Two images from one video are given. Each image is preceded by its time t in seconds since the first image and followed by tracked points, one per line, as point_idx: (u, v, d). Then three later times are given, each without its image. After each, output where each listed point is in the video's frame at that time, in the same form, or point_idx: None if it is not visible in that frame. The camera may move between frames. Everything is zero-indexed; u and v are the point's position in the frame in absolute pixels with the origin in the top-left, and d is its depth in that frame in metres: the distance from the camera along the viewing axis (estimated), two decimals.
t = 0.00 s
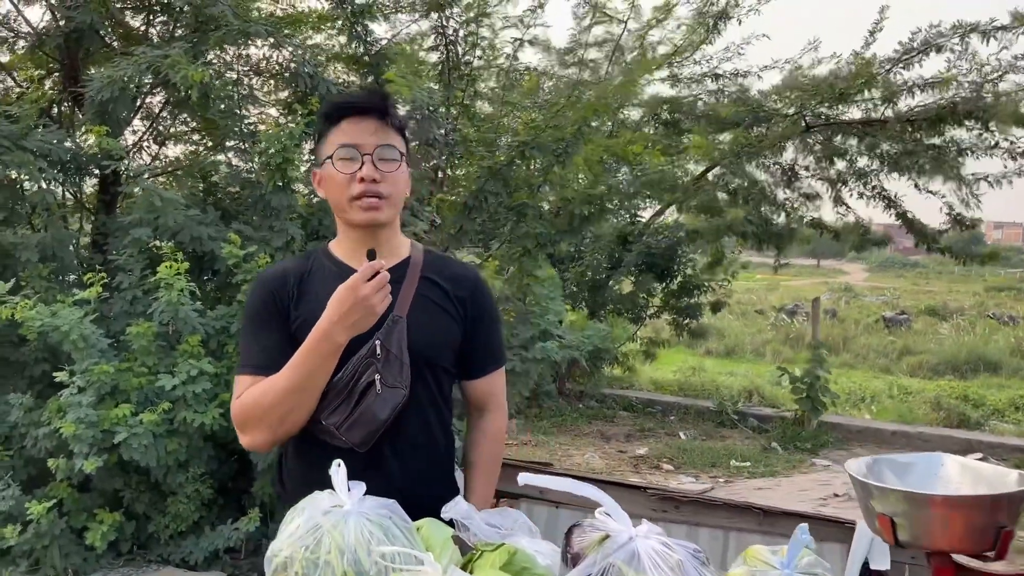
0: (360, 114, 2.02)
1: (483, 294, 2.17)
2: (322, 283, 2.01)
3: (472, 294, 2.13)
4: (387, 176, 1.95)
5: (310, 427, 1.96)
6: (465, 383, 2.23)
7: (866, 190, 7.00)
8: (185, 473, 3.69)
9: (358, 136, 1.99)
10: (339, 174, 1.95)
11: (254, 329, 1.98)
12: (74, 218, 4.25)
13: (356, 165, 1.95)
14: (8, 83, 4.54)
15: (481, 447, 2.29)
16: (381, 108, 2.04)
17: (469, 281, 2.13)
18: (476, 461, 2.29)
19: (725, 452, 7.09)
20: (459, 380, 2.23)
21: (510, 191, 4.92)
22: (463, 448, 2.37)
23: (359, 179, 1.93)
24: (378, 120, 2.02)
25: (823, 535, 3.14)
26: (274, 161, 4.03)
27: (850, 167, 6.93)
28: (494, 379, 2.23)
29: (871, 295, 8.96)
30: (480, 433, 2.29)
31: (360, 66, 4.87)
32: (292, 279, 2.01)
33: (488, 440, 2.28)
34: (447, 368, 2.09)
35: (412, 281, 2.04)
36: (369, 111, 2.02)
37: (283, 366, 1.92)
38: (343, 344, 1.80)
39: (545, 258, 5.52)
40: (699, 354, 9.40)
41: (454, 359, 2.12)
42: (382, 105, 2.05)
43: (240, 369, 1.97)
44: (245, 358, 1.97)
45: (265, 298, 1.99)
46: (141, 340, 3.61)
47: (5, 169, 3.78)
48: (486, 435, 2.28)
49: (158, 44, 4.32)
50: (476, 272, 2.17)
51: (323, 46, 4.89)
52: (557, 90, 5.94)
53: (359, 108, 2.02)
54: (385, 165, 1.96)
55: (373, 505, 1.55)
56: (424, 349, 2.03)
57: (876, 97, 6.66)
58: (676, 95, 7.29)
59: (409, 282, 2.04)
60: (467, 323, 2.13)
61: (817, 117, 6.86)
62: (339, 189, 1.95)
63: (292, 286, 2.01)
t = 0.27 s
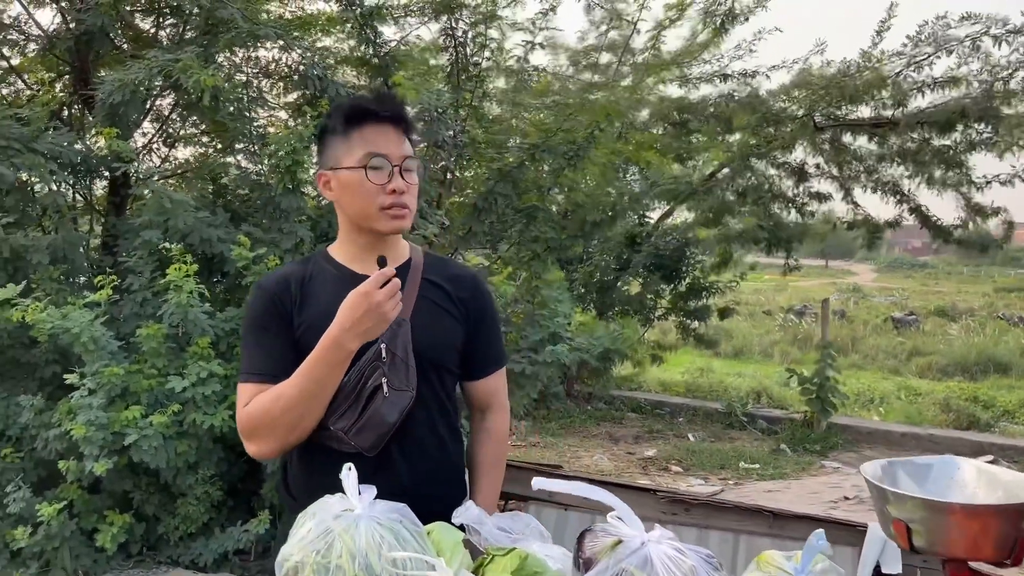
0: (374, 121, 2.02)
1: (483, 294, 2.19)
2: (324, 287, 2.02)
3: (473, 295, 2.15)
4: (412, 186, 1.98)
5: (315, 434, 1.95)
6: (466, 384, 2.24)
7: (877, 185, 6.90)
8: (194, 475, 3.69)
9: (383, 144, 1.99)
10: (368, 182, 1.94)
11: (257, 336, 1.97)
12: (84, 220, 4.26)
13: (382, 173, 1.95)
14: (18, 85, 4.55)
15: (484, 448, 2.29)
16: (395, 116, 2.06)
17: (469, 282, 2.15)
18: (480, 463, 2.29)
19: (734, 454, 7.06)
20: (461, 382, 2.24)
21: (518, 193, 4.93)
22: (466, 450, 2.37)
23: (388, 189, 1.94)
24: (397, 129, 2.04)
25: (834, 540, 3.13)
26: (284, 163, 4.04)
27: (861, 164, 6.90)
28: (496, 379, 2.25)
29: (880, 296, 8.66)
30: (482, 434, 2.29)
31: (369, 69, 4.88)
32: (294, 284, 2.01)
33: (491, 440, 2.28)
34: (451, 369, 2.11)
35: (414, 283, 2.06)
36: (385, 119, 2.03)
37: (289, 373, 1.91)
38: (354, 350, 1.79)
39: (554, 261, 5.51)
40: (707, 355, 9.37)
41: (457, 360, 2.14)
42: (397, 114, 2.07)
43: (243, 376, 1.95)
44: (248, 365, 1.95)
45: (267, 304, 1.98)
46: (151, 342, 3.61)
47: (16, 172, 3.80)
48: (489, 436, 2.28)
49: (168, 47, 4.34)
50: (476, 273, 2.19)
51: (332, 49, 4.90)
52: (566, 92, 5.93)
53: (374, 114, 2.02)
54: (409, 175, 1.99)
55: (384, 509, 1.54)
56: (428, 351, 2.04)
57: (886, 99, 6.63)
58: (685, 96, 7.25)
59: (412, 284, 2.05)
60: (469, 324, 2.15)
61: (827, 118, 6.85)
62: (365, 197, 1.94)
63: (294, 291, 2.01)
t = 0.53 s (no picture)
0: (384, 127, 2.03)
1: (489, 295, 2.20)
2: (332, 290, 2.03)
3: (479, 296, 2.16)
4: (422, 193, 1.99)
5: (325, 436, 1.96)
6: (473, 385, 2.25)
7: (887, 182, 6.94)
8: (205, 475, 3.71)
9: (393, 150, 1.99)
10: (380, 189, 1.94)
11: (267, 339, 1.97)
12: (95, 222, 4.29)
13: (393, 180, 1.96)
14: (31, 88, 4.56)
15: (490, 447, 2.30)
16: (404, 122, 2.07)
17: (475, 283, 2.17)
18: (488, 463, 2.29)
19: (743, 455, 7.04)
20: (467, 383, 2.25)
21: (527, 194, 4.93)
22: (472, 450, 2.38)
23: (399, 196, 1.95)
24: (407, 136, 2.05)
25: (844, 542, 3.12)
26: (293, 165, 4.05)
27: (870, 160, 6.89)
28: (502, 379, 2.26)
29: (890, 296, 9.12)
30: (488, 434, 2.30)
31: (379, 71, 4.90)
32: (302, 287, 2.02)
33: (498, 440, 2.29)
34: (459, 370, 2.12)
35: (422, 285, 2.07)
36: (395, 125, 2.04)
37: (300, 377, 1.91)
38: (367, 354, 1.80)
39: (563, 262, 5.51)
40: (717, 356, 9.36)
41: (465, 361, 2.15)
42: (407, 119, 2.07)
43: (253, 380, 1.95)
44: (258, 369, 1.96)
45: (276, 307, 1.99)
46: (162, 343, 3.63)
47: (29, 174, 3.83)
48: (496, 436, 2.29)
49: (179, 51, 4.37)
50: (481, 274, 2.20)
51: (342, 51, 4.91)
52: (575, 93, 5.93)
53: (384, 120, 2.03)
54: (420, 182, 2.00)
55: (393, 511, 1.55)
56: (437, 353, 2.05)
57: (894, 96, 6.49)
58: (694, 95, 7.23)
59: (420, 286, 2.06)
60: (476, 325, 2.16)
61: (836, 117, 6.75)
62: (376, 203, 1.95)
63: (303, 294, 2.01)
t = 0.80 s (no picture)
0: (389, 127, 2.03)
1: (493, 293, 2.20)
2: (337, 289, 2.03)
3: (484, 294, 2.16)
4: (426, 193, 1.99)
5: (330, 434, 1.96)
6: (478, 383, 2.25)
7: (898, 181, 6.85)
8: (212, 475, 3.73)
9: (398, 149, 2.00)
10: (386, 188, 1.94)
11: (272, 338, 1.97)
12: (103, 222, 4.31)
13: (398, 179, 1.96)
14: (39, 89, 4.58)
15: (496, 445, 2.30)
16: (408, 121, 2.07)
17: (480, 281, 2.17)
18: (493, 461, 2.29)
19: (751, 455, 7.02)
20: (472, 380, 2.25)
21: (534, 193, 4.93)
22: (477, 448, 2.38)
23: (404, 195, 1.95)
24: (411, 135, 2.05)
25: (851, 542, 3.11)
26: (299, 166, 4.06)
27: (879, 158, 6.87)
28: (507, 377, 2.25)
29: (901, 295, 8.56)
30: (494, 432, 2.30)
31: (385, 70, 4.90)
32: (307, 286, 2.02)
33: (503, 438, 2.29)
34: (464, 368, 2.12)
35: (427, 283, 2.07)
36: (400, 124, 2.04)
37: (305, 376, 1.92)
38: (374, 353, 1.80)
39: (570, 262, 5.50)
40: (725, 355, 9.34)
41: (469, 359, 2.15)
42: (411, 118, 2.08)
43: (259, 379, 1.95)
44: (264, 368, 1.96)
45: (282, 306, 1.99)
46: (169, 343, 3.65)
47: (38, 175, 3.86)
48: (501, 434, 2.29)
49: (186, 52, 4.38)
50: (486, 272, 2.20)
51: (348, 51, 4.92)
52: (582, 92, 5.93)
53: (389, 119, 2.03)
54: (424, 181, 2.00)
55: (396, 510, 1.55)
56: (441, 351, 2.05)
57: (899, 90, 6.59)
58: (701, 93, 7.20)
59: (424, 284, 2.06)
60: (481, 322, 2.16)
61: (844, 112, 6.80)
62: (381, 203, 1.95)
63: (308, 293, 2.02)
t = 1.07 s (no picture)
0: (391, 129, 2.04)
1: (497, 293, 2.20)
2: (341, 290, 2.03)
3: (487, 293, 2.17)
4: (429, 194, 2.00)
5: (335, 434, 1.96)
6: (483, 382, 2.25)
7: (905, 179, 6.85)
8: (219, 474, 3.75)
9: (400, 151, 2.00)
10: (388, 190, 1.95)
11: (278, 340, 1.98)
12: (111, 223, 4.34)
13: (401, 181, 1.96)
14: (48, 90, 4.61)
15: (501, 444, 2.30)
16: (410, 123, 2.07)
17: (483, 281, 2.17)
18: (500, 460, 2.29)
19: (759, 454, 7.00)
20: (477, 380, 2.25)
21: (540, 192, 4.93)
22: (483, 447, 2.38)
23: (406, 197, 1.95)
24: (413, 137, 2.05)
25: (857, 542, 3.10)
26: (305, 166, 4.07)
27: (886, 155, 6.85)
28: (512, 376, 2.26)
29: (911, 294, 8.63)
30: (500, 431, 2.30)
31: (391, 69, 4.89)
32: (311, 287, 2.03)
33: (509, 437, 2.29)
34: (468, 367, 2.12)
35: (430, 283, 2.07)
36: (402, 126, 2.04)
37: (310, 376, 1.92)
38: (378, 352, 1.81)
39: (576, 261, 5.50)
40: (733, 354, 9.33)
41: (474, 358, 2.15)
42: (413, 120, 2.08)
43: (264, 380, 1.96)
44: (269, 370, 1.97)
45: (286, 308, 2.00)
46: (176, 343, 3.67)
47: (46, 176, 3.89)
48: (507, 433, 2.29)
49: (193, 53, 4.40)
50: (489, 271, 2.20)
51: (354, 50, 4.93)
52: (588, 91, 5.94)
53: (390, 121, 2.03)
54: (426, 183, 2.00)
55: (399, 509, 1.55)
56: (446, 350, 2.05)
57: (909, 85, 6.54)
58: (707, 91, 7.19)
59: (428, 284, 2.07)
60: (485, 322, 2.16)
61: (851, 110, 6.79)
62: (384, 205, 1.95)
63: (312, 294, 2.02)
